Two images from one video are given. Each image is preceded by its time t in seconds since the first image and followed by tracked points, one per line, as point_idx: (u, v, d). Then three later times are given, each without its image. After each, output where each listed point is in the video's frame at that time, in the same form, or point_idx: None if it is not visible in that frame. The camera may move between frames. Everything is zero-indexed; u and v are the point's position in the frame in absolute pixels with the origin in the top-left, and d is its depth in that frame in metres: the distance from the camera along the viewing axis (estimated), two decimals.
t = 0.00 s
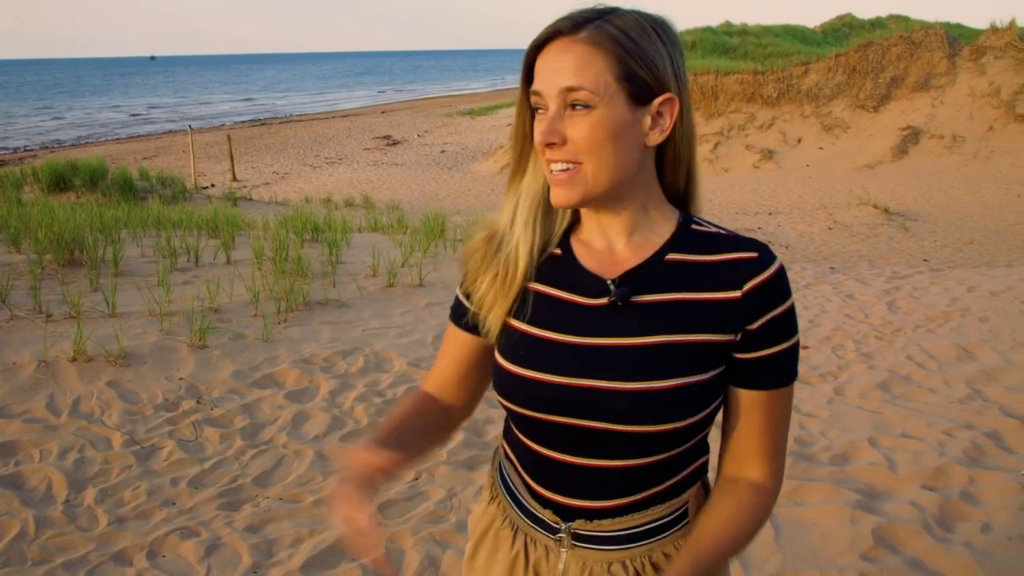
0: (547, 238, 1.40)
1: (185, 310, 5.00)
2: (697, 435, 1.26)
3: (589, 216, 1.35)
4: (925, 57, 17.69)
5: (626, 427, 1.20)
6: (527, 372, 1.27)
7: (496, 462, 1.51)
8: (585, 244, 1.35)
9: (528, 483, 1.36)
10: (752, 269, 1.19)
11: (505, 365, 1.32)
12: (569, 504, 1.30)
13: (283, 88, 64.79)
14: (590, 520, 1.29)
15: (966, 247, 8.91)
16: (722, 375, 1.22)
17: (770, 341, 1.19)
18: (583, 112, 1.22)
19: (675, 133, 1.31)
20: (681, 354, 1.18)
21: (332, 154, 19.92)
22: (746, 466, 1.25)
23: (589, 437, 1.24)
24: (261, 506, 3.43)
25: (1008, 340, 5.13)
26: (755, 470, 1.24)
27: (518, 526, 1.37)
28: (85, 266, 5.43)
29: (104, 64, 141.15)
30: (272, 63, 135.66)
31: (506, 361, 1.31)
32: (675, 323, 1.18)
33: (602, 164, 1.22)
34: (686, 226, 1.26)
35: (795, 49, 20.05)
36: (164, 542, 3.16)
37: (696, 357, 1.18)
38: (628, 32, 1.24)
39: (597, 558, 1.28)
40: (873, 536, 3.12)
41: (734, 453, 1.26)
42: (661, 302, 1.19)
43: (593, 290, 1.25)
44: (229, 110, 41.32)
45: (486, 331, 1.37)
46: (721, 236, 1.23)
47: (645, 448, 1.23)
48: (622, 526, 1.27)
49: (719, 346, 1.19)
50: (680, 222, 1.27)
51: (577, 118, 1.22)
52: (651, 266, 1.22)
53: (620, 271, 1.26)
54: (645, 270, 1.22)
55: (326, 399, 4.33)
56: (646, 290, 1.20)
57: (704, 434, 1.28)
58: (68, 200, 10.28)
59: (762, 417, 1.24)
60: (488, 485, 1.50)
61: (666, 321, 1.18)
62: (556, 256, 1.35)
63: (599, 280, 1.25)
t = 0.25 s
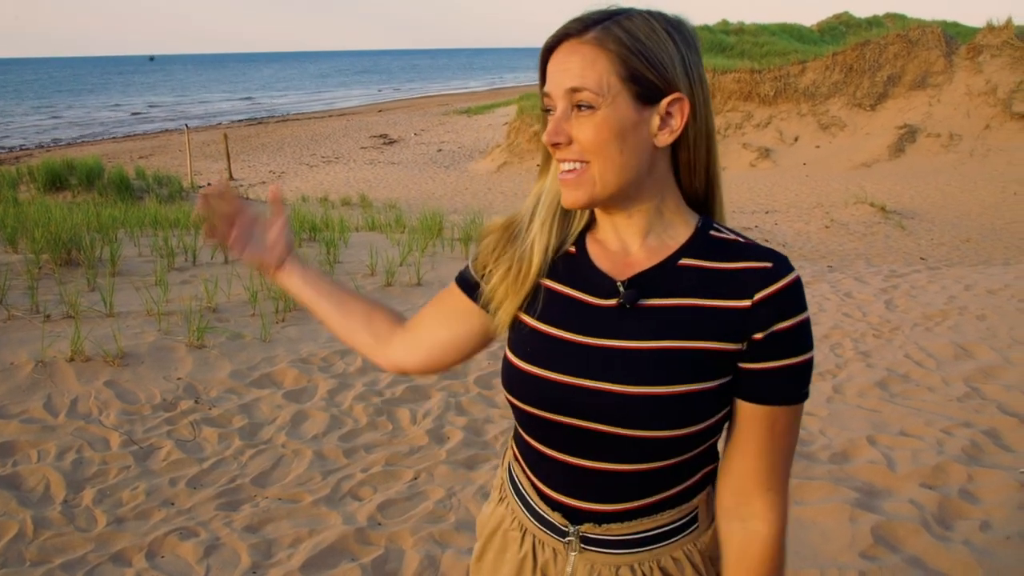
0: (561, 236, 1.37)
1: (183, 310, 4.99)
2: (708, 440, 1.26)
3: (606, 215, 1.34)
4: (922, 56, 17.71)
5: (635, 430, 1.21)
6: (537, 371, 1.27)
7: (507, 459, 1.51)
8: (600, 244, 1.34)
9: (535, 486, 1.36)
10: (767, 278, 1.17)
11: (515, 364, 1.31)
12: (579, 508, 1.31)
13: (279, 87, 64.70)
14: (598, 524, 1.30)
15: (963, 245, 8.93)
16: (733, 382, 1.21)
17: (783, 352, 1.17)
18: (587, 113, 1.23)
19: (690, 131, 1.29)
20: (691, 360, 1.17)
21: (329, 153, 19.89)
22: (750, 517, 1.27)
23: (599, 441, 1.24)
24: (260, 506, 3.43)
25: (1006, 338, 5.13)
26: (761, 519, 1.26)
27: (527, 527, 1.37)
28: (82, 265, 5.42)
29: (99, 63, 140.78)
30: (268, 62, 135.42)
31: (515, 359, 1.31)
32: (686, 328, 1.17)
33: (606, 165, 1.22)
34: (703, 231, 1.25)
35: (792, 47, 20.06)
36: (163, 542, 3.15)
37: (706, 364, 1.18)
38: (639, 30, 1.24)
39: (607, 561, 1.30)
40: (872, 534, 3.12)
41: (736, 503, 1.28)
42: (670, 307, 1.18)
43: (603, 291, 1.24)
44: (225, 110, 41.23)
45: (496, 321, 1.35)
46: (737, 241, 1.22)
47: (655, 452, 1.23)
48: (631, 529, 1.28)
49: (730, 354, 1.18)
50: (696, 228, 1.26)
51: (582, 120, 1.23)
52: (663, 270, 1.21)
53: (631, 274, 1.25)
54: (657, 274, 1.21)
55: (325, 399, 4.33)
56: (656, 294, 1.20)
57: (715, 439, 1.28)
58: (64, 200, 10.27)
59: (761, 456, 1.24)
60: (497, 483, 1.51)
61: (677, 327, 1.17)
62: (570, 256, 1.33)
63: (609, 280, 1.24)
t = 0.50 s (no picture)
0: (564, 247, 1.35)
1: (182, 310, 4.98)
2: (714, 447, 1.27)
3: (621, 218, 1.34)
4: (920, 55, 17.73)
5: (643, 438, 1.21)
6: (545, 377, 1.26)
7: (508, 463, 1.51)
8: (610, 249, 1.33)
9: (539, 491, 1.36)
10: (778, 285, 1.17)
11: (521, 369, 1.30)
12: (584, 514, 1.31)
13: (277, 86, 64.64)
14: (602, 531, 1.30)
15: (961, 244, 8.94)
16: (740, 389, 1.22)
17: (791, 360, 1.18)
18: (660, 94, 1.23)
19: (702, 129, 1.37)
20: (698, 369, 1.18)
21: (327, 152, 19.87)
22: (781, 505, 1.32)
23: (605, 448, 1.24)
24: (260, 506, 3.42)
25: (1005, 337, 5.14)
26: (792, 505, 1.32)
27: (530, 533, 1.37)
28: (81, 265, 5.41)
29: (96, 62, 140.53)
30: (265, 60, 135.30)
31: (522, 363, 1.30)
32: (695, 336, 1.17)
33: (685, 144, 1.23)
34: (713, 237, 1.26)
35: (790, 46, 20.07)
36: (164, 542, 3.15)
37: (714, 371, 1.18)
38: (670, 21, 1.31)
39: (610, 567, 1.30)
40: (873, 533, 3.12)
41: (766, 496, 1.33)
42: (678, 314, 1.18)
43: (613, 297, 1.23)
44: (223, 108, 41.17)
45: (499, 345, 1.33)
46: (746, 248, 1.22)
47: (660, 459, 1.23)
48: (636, 535, 1.29)
49: (740, 362, 1.18)
50: (707, 232, 1.27)
51: (659, 100, 1.23)
52: (673, 277, 1.21)
53: (640, 280, 1.24)
54: (667, 281, 1.21)
55: (325, 398, 4.32)
56: (666, 301, 1.19)
57: (720, 445, 1.28)
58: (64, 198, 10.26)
59: (782, 450, 1.29)
60: (499, 487, 1.51)
61: (686, 333, 1.17)
62: (580, 259, 1.33)
63: (620, 286, 1.23)
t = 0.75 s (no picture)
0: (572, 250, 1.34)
1: (183, 309, 4.98)
2: (720, 445, 1.27)
3: (618, 220, 1.34)
4: (919, 54, 17.74)
5: (657, 435, 1.21)
6: (555, 381, 1.26)
7: (514, 470, 1.52)
8: (609, 250, 1.34)
9: (550, 494, 1.36)
10: (778, 273, 1.18)
11: (528, 376, 1.30)
12: (599, 516, 1.31)
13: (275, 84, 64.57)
14: (621, 530, 1.30)
15: (960, 243, 8.95)
16: (746, 380, 1.22)
17: (795, 345, 1.19)
18: (655, 100, 1.24)
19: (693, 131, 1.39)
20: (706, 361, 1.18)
21: (326, 151, 19.87)
22: (779, 499, 1.31)
23: (615, 447, 1.25)
24: (262, 506, 3.42)
25: (1005, 337, 5.15)
26: (790, 500, 1.31)
27: (545, 538, 1.37)
28: (81, 264, 5.40)
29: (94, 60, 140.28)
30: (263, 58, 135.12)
31: (528, 371, 1.29)
32: (699, 330, 1.17)
33: (680, 149, 1.24)
34: (708, 231, 1.26)
35: (790, 45, 20.07)
36: (166, 542, 3.15)
37: (721, 364, 1.18)
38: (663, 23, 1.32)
39: (630, 567, 1.30)
40: (874, 532, 3.13)
41: (765, 485, 1.32)
42: (682, 310, 1.19)
43: (616, 297, 1.23)
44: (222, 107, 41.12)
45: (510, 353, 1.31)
46: (743, 241, 1.23)
47: (672, 457, 1.24)
48: (654, 533, 1.29)
49: (745, 351, 1.19)
50: (703, 227, 1.27)
51: (653, 107, 1.23)
52: (675, 273, 1.21)
53: (642, 279, 1.24)
54: (669, 278, 1.21)
55: (326, 398, 4.32)
56: (671, 296, 1.20)
57: (728, 442, 1.29)
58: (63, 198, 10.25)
59: (783, 442, 1.28)
60: (506, 495, 1.51)
61: (691, 328, 1.18)
62: (579, 263, 1.32)
63: (622, 286, 1.23)
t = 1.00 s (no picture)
0: (553, 252, 1.36)
1: (184, 308, 4.98)
2: (718, 436, 1.28)
3: (602, 222, 1.36)
4: (919, 53, 17.73)
5: (661, 428, 1.22)
6: (555, 386, 1.26)
7: (517, 474, 1.52)
8: (594, 249, 1.35)
9: (558, 492, 1.37)
10: (762, 254, 1.20)
11: (526, 382, 1.30)
12: (611, 512, 1.31)
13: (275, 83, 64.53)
14: (634, 525, 1.30)
15: (960, 242, 8.96)
16: (742, 366, 1.23)
17: (786, 324, 1.20)
18: (640, 117, 1.24)
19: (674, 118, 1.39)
20: (705, 348, 1.19)
21: (326, 150, 19.86)
22: (771, 482, 1.28)
23: (622, 443, 1.25)
24: (264, 505, 3.42)
25: (1006, 336, 5.15)
26: (781, 483, 1.27)
27: (556, 539, 1.37)
28: (83, 264, 5.40)
29: (93, 58, 140.19)
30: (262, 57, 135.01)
31: (525, 376, 1.30)
32: (692, 319, 1.19)
33: (664, 163, 1.27)
34: (691, 221, 1.28)
35: (789, 44, 20.06)
36: (167, 542, 3.15)
37: (717, 351, 1.19)
38: (648, 26, 1.28)
39: (644, 561, 1.30)
40: (876, 532, 3.13)
41: (756, 468, 1.30)
42: (677, 300, 1.20)
43: (609, 295, 1.24)
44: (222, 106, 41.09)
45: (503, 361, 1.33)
46: (726, 226, 1.25)
47: (674, 450, 1.24)
48: (665, 526, 1.30)
49: (739, 336, 1.20)
50: (684, 218, 1.29)
51: (639, 124, 1.24)
52: (664, 264, 1.23)
53: (633, 272, 1.26)
54: (659, 270, 1.23)
55: (328, 397, 4.33)
56: (665, 288, 1.21)
57: (727, 432, 1.29)
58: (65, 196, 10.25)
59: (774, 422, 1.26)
60: (511, 499, 1.51)
61: (684, 318, 1.19)
62: (565, 265, 1.34)
63: (615, 282, 1.25)
